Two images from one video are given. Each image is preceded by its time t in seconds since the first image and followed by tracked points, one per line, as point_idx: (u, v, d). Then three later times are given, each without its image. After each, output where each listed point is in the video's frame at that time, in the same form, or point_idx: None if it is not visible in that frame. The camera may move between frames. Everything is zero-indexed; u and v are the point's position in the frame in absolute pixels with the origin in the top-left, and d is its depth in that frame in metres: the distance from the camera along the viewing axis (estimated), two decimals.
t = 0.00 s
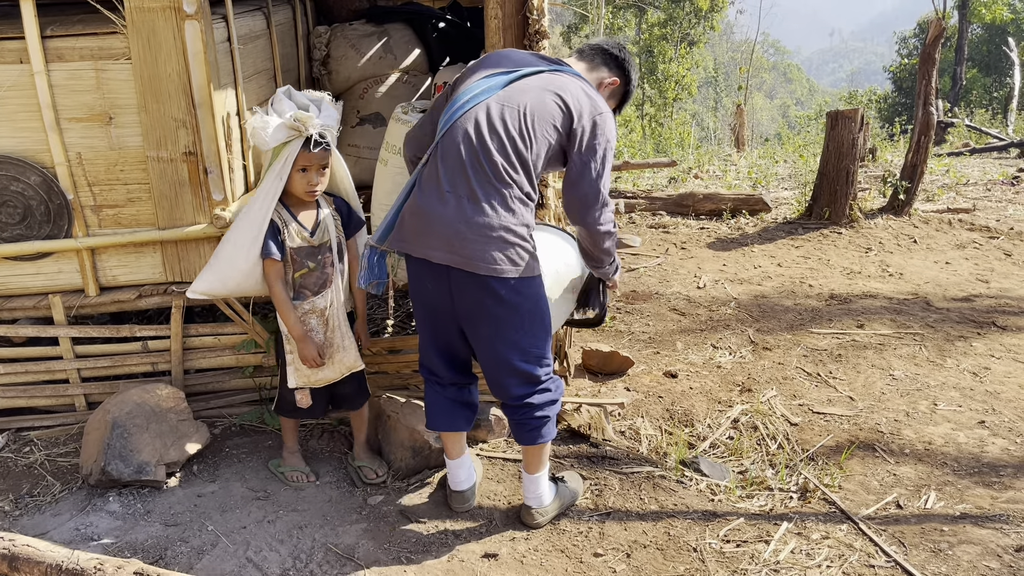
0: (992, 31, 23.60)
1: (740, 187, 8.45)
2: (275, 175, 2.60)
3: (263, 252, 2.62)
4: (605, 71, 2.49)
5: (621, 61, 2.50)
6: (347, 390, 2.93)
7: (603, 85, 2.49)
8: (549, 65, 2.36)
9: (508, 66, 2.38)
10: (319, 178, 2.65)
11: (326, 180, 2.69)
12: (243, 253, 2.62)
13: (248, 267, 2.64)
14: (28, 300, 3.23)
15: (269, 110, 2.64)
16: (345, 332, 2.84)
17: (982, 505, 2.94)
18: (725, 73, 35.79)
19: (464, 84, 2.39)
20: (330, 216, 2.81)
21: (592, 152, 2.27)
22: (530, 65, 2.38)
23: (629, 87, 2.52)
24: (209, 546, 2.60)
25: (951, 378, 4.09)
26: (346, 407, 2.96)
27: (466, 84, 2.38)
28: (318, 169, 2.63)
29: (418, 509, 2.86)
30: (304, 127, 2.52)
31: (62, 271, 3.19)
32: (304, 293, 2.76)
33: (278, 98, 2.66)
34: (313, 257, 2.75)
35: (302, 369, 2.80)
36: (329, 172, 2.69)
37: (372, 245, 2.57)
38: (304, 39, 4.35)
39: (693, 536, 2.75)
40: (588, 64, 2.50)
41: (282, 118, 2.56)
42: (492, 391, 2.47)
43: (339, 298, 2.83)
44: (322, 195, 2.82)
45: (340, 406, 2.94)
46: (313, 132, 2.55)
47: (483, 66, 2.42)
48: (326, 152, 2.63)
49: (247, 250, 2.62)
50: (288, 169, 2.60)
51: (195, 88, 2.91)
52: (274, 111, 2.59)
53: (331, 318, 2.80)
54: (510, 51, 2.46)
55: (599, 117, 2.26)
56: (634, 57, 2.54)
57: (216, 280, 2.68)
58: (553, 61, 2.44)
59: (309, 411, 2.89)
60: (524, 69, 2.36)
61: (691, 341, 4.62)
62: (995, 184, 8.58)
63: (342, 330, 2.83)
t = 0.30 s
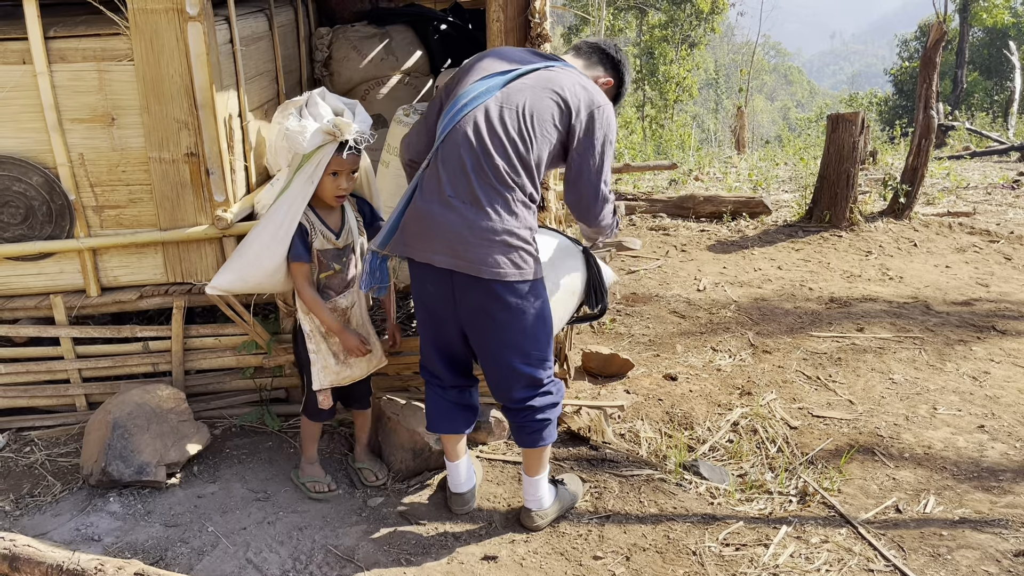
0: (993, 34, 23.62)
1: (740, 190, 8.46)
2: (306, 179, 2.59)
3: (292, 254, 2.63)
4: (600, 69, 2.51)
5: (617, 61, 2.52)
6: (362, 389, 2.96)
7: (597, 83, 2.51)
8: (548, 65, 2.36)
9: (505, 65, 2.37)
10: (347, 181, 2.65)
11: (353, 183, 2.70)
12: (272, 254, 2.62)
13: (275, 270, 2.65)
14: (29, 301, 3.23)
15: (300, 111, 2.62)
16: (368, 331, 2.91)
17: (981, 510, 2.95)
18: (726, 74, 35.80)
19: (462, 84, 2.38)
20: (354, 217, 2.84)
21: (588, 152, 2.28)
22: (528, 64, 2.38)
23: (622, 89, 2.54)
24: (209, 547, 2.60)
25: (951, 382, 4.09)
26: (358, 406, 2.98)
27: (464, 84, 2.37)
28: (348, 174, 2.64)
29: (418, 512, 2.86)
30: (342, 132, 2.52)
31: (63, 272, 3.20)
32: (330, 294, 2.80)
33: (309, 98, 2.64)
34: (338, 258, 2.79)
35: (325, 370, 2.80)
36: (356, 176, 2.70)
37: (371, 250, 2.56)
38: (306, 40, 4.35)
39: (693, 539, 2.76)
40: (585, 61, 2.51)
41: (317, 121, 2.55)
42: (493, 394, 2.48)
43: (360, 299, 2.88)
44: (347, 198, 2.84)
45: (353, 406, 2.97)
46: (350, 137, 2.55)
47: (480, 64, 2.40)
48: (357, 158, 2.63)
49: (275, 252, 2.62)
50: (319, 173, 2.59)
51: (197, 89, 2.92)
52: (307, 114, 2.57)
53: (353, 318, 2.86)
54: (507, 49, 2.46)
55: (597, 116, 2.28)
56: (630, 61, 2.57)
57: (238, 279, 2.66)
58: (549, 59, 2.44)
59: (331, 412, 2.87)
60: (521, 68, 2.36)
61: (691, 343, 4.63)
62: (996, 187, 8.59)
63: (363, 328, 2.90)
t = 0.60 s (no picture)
0: (993, 37, 23.63)
1: (740, 191, 8.46)
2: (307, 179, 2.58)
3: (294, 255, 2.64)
4: (590, 65, 2.52)
5: (607, 58, 2.53)
6: (365, 390, 2.95)
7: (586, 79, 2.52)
8: (539, 61, 2.36)
9: (497, 63, 2.36)
10: (348, 179, 2.65)
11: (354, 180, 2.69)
12: (275, 254, 2.61)
13: (276, 270, 2.64)
14: (28, 300, 3.23)
15: (299, 110, 2.62)
16: (372, 331, 2.86)
17: (980, 512, 2.94)
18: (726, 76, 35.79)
19: (455, 83, 2.37)
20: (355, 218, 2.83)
21: (586, 151, 2.37)
22: (519, 62, 2.37)
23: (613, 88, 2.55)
24: (208, 547, 2.60)
25: (951, 385, 4.09)
26: (358, 408, 2.97)
27: (456, 84, 2.35)
28: (349, 171, 2.64)
29: (417, 512, 2.86)
30: (342, 129, 2.52)
31: (63, 271, 3.20)
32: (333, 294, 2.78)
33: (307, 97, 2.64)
34: (341, 258, 2.78)
35: (329, 371, 2.78)
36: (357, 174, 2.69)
37: (371, 251, 2.55)
38: (307, 40, 4.35)
39: (691, 541, 2.76)
40: (575, 56, 2.53)
41: (316, 119, 2.55)
42: (494, 395, 2.48)
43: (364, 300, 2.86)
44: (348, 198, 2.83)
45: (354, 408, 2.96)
46: (349, 133, 2.55)
47: (471, 61, 2.38)
48: (358, 155, 2.63)
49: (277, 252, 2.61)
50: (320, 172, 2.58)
51: (197, 88, 2.92)
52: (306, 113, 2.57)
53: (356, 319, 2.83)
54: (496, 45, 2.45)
55: (591, 115, 2.35)
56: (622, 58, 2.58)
57: (241, 282, 2.65)
58: (539, 55, 2.44)
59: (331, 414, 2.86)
60: (514, 66, 2.36)
61: (690, 345, 4.62)
62: (996, 190, 8.59)
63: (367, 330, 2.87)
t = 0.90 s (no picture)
0: (993, 38, 23.64)
1: (740, 192, 8.47)
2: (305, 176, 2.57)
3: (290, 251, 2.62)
4: (586, 62, 2.52)
5: (604, 54, 2.53)
6: (354, 393, 2.94)
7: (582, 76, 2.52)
8: (534, 61, 2.36)
9: (492, 62, 2.36)
10: (346, 179, 2.66)
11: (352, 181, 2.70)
12: (269, 251, 2.60)
13: (270, 267, 2.63)
14: (27, 298, 3.23)
15: (301, 107, 2.64)
16: (363, 335, 2.85)
17: (978, 513, 2.94)
18: (726, 77, 35.80)
19: (451, 84, 2.37)
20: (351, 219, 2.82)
21: (580, 148, 2.39)
22: (515, 61, 2.37)
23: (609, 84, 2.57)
24: (205, 545, 2.60)
25: (949, 385, 4.09)
26: (355, 407, 2.96)
27: (454, 84, 2.35)
28: (348, 171, 2.63)
29: (416, 512, 2.86)
30: (342, 126, 2.52)
31: (61, 269, 3.19)
32: (325, 295, 2.76)
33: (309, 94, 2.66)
34: (337, 258, 2.76)
35: (318, 372, 2.78)
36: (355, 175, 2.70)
37: (370, 250, 2.55)
38: (306, 39, 4.35)
39: (690, 540, 2.76)
40: (571, 52, 2.52)
41: (317, 117, 2.56)
42: (493, 395, 2.48)
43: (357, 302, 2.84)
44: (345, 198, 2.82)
45: (348, 409, 2.95)
46: (349, 133, 2.55)
47: (467, 60, 2.38)
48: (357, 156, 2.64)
49: (272, 249, 2.60)
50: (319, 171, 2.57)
51: (196, 86, 2.92)
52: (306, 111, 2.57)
53: (349, 321, 2.81)
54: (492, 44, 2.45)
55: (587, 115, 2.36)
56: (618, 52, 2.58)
57: (234, 278, 2.66)
58: (535, 52, 2.44)
59: (320, 416, 2.86)
60: (509, 66, 2.35)
61: (689, 345, 4.63)
62: (995, 191, 8.60)
63: (359, 334, 2.84)
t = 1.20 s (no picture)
0: (991, 38, 23.65)
1: (737, 192, 8.47)
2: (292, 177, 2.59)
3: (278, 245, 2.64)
4: (587, 57, 2.52)
5: (605, 48, 2.53)
6: (346, 397, 2.92)
7: (584, 71, 2.52)
8: (534, 60, 2.36)
9: (492, 61, 2.36)
10: (336, 182, 2.63)
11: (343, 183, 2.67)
12: (257, 253, 2.62)
13: (257, 268, 2.64)
14: (23, 298, 3.22)
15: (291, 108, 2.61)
16: (352, 338, 2.84)
17: (975, 513, 2.95)
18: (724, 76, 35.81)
19: (451, 82, 2.37)
20: (342, 220, 2.78)
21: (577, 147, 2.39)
22: (515, 62, 2.37)
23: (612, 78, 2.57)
24: (202, 546, 2.59)
25: (946, 386, 4.09)
26: (348, 411, 2.95)
27: (453, 82, 2.35)
28: (337, 173, 2.60)
29: (413, 513, 2.86)
30: (331, 125, 2.52)
31: (57, 269, 3.19)
32: (313, 295, 2.75)
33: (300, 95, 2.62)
34: (327, 259, 2.73)
35: (307, 375, 2.77)
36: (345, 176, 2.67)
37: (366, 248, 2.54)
38: (303, 39, 4.34)
39: (686, 541, 2.76)
40: (572, 49, 2.52)
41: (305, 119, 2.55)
42: (490, 395, 2.48)
43: (347, 304, 2.82)
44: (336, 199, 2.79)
45: (341, 412, 2.94)
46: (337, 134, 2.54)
47: (467, 58, 2.38)
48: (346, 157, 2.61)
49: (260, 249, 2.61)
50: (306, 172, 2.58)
51: (193, 87, 2.91)
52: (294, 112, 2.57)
53: (338, 324, 2.80)
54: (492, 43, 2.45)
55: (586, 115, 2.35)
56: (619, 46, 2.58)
57: (222, 280, 2.65)
58: (535, 53, 2.45)
59: (311, 418, 2.85)
60: (509, 66, 2.35)
61: (687, 345, 4.63)
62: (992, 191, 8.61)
63: (349, 336, 2.83)
